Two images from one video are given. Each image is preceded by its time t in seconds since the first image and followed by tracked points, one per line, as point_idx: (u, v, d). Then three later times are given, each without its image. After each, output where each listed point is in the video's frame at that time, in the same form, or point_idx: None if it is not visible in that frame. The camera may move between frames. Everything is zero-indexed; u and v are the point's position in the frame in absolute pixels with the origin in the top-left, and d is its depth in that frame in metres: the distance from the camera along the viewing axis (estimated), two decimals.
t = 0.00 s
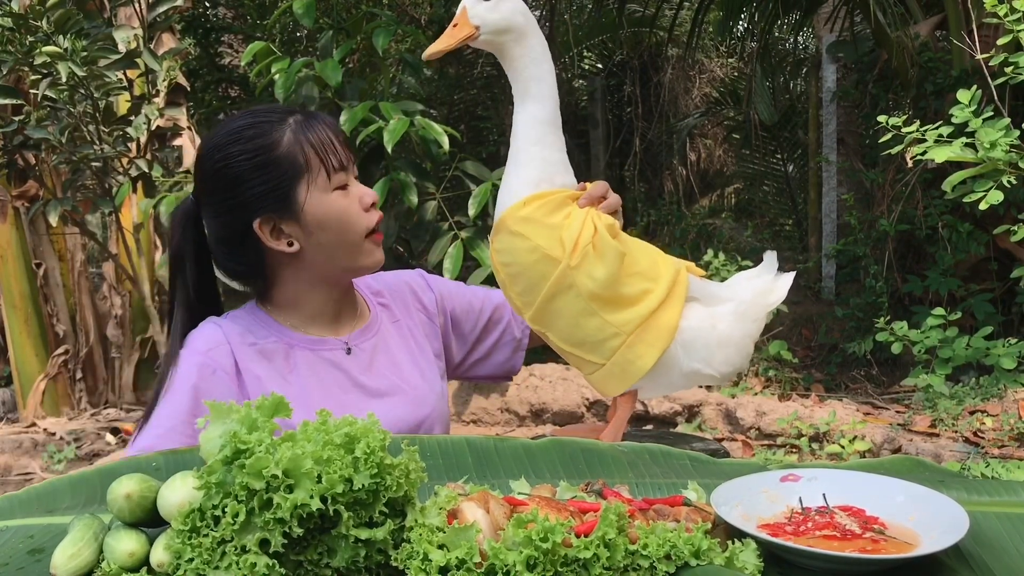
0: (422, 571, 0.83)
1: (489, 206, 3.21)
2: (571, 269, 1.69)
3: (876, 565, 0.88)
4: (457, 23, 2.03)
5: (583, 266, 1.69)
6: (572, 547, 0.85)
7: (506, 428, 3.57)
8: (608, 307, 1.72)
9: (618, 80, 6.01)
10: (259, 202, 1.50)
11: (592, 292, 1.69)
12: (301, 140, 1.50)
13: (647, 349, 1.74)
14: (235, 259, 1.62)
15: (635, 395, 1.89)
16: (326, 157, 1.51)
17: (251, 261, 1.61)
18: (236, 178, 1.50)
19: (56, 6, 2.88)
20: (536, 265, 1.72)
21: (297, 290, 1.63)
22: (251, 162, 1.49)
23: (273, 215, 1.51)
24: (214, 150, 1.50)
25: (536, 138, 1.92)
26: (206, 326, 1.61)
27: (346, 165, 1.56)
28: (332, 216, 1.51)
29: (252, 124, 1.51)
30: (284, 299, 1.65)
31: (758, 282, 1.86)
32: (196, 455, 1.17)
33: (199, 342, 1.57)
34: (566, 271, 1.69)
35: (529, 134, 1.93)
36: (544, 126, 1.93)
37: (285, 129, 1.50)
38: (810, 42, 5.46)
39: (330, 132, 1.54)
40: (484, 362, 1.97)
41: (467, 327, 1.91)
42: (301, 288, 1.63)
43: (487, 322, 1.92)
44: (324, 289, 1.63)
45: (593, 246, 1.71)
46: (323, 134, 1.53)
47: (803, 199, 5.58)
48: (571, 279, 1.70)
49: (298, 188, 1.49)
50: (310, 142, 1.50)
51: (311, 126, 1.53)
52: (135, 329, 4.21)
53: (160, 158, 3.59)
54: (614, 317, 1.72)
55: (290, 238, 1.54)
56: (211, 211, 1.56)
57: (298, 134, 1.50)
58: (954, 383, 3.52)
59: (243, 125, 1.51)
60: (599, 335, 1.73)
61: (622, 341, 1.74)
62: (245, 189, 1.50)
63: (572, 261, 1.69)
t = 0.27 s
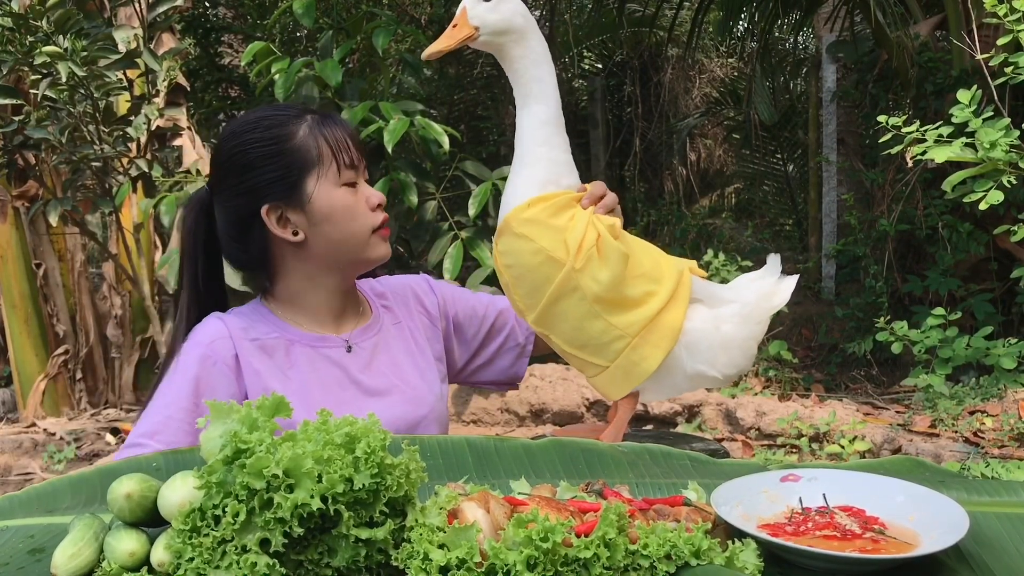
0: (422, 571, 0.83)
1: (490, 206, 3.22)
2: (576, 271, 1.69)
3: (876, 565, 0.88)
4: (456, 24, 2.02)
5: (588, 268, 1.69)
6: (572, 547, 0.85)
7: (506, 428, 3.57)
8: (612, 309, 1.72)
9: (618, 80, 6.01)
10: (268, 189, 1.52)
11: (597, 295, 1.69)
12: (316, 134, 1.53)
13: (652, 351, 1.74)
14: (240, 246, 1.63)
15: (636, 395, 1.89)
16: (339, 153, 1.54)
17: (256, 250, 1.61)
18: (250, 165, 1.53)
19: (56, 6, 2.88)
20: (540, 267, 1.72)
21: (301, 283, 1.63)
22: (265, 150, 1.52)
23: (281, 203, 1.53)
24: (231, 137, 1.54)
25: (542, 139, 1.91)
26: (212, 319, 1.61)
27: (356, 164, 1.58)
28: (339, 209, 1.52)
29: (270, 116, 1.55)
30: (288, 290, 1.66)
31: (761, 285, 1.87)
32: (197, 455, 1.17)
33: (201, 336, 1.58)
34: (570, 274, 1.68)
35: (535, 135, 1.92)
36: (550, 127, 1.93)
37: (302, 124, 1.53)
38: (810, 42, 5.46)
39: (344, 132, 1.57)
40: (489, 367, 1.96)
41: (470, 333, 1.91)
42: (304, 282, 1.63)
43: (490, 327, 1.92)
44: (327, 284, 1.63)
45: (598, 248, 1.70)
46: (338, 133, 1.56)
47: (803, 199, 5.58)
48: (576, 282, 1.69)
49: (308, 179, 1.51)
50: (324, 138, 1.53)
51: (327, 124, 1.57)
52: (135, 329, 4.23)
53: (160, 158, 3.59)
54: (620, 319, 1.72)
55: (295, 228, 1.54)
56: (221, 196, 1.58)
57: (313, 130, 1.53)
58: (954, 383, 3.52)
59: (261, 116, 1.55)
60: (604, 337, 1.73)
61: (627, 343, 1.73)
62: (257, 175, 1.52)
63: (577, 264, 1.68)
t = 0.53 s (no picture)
0: (422, 571, 0.83)
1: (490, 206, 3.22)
2: (581, 272, 1.68)
3: (876, 565, 0.88)
4: (456, 24, 2.02)
5: (592, 269, 1.68)
6: (572, 547, 0.85)
7: (506, 428, 3.57)
8: (616, 310, 1.71)
9: (618, 80, 6.02)
10: (273, 183, 1.53)
11: (601, 296, 1.68)
12: (324, 133, 1.54)
13: (656, 351, 1.75)
14: (248, 240, 1.64)
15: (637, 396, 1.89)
16: (345, 152, 1.54)
17: (262, 244, 1.62)
18: (258, 160, 1.55)
19: (56, 6, 2.88)
20: (544, 269, 1.70)
21: (305, 280, 1.63)
22: (274, 146, 1.54)
23: (286, 197, 1.53)
24: (246, 132, 1.57)
25: (542, 139, 1.91)
26: (218, 313, 1.62)
27: (364, 164, 1.58)
28: (342, 206, 1.51)
29: (282, 114, 1.57)
30: (293, 286, 1.65)
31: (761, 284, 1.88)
32: (197, 455, 1.17)
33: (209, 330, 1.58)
34: (574, 275, 1.67)
35: (536, 135, 1.91)
36: (550, 128, 1.93)
37: (312, 123, 1.55)
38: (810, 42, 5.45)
39: (353, 132, 1.58)
40: (490, 367, 1.95)
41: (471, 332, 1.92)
42: (308, 278, 1.63)
43: (492, 327, 1.91)
44: (331, 281, 1.62)
45: (601, 248, 1.69)
46: (347, 133, 1.57)
47: (803, 199, 5.58)
48: (580, 283, 1.68)
49: (312, 175, 1.51)
50: (333, 137, 1.54)
51: (337, 125, 1.58)
52: (135, 329, 4.24)
53: (160, 158, 3.60)
54: (623, 319, 1.72)
55: (299, 223, 1.54)
56: (232, 190, 1.60)
57: (322, 129, 1.54)
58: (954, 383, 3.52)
59: (274, 114, 1.57)
60: (608, 338, 1.72)
61: (631, 344, 1.73)
62: (264, 170, 1.54)
63: (581, 265, 1.68)
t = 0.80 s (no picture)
0: (422, 571, 0.83)
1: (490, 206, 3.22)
2: (581, 273, 1.68)
3: (876, 565, 0.88)
4: (447, 30, 2.04)
5: (593, 270, 1.69)
6: (572, 547, 0.85)
7: (506, 428, 3.57)
8: (617, 311, 1.71)
9: (618, 80, 6.02)
10: (266, 186, 1.53)
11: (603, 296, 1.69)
12: (315, 134, 1.54)
13: (658, 351, 1.74)
14: (244, 245, 1.64)
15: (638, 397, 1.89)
16: (337, 151, 1.54)
17: (257, 248, 1.62)
18: (251, 163, 1.55)
19: (56, 6, 2.88)
20: (544, 271, 1.70)
21: (302, 283, 1.63)
22: (266, 148, 1.54)
23: (278, 199, 1.53)
24: (241, 136, 1.58)
25: (541, 142, 1.88)
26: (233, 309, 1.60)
27: (357, 163, 1.58)
28: (335, 206, 1.51)
29: (273, 117, 1.57)
30: (289, 289, 1.65)
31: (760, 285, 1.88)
32: (198, 455, 1.17)
33: (237, 317, 1.56)
34: (576, 276, 1.68)
35: (536, 136, 1.89)
36: (550, 128, 1.90)
37: (303, 124, 1.55)
38: (810, 42, 5.45)
39: (345, 133, 1.58)
40: (486, 365, 1.96)
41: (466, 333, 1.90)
42: (305, 279, 1.62)
43: (488, 327, 1.91)
44: (327, 283, 1.61)
45: (601, 249, 1.70)
46: (339, 133, 1.57)
47: (803, 199, 5.58)
48: (581, 284, 1.69)
49: (305, 176, 1.51)
50: (324, 137, 1.54)
51: (329, 125, 1.58)
52: (135, 329, 4.28)
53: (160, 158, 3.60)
54: (624, 320, 1.72)
55: (293, 224, 1.54)
56: (228, 195, 1.61)
57: (313, 130, 1.55)
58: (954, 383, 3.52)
59: (266, 117, 1.58)
60: (609, 339, 1.72)
61: (632, 344, 1.73)
62: (257, 173, 1.54)
63: (582, 266, 1.68)
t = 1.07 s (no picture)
0: (422, 571, 0.83)
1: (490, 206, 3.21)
2: (588, 271, 1.64)
3: (876, 565, 0.88)
4: (450, 29, 2.02)
5: (600, 267, 1.64)
6: (572, 547, 0.85)
7: (507, 428, 3.57)
8: (622, 310, 1.67)
9: (618, 80, 6.01)
10: (260, 191, 1.53)
11: (608, 294, 1.65)
12: (300, 132, 1.54)
13: (659, 353, 1.70)
14: (246, 252, 1.64)
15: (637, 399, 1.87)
16: (326, 146, 1.54)
17: (260, 254, 1.62)
18: (241, 170, 1.55)
19: (56, 6, 2.88)
20: (551, 267, 1.66)
21: (309, 282, 1.63)
22: (254, 152, 1.53)
23: (275, 203, 1.53)
24: (225, 146, 1.57)
25: (543, 141, 1.85)
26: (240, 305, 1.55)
27: (346, 154, 1.57)
28: (332, 201, 1.51)
29: (254, 122, 1.57)
30: (297, 289, 1.65)
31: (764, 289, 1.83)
32: (198, 456, 1.17)
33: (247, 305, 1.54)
34: (582, 272, 1.64)
35: (537, 137, 1.86)
36: (551, 129, 1.87)
37: (286, 124, 1.55)
38: (810, 42, 5.45)
39: (330, 127, 1.57)
40: (485, 363, 1.96)
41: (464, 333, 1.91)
42: (311, 278, 1.63)
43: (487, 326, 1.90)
44: (333, 279, 1.62)
45: (610, 247, 1.66)
46: (324, 129, 1.57)
47: (803, 199, 5.59)
48: (587, 280, 1.64)
49: (298, 176, 1.51)
50: (309, 134, 1.54)
51: (312, 121, 1.57)
52: (135, 330, 4.28)
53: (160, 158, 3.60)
54: (628, 320, 1.68)
55: (293, 226, 1.55)
56: (221, 205, 1.61)
57: (298, 129, 1.54)
58: (954, 383, 3.52)
59: (247, 123, 1.57)
60: (611, 338, 1.68)
61: (635, 345, 1.69)
62: (248, 179, 1.53)
63: (589, 262, 1.64)
